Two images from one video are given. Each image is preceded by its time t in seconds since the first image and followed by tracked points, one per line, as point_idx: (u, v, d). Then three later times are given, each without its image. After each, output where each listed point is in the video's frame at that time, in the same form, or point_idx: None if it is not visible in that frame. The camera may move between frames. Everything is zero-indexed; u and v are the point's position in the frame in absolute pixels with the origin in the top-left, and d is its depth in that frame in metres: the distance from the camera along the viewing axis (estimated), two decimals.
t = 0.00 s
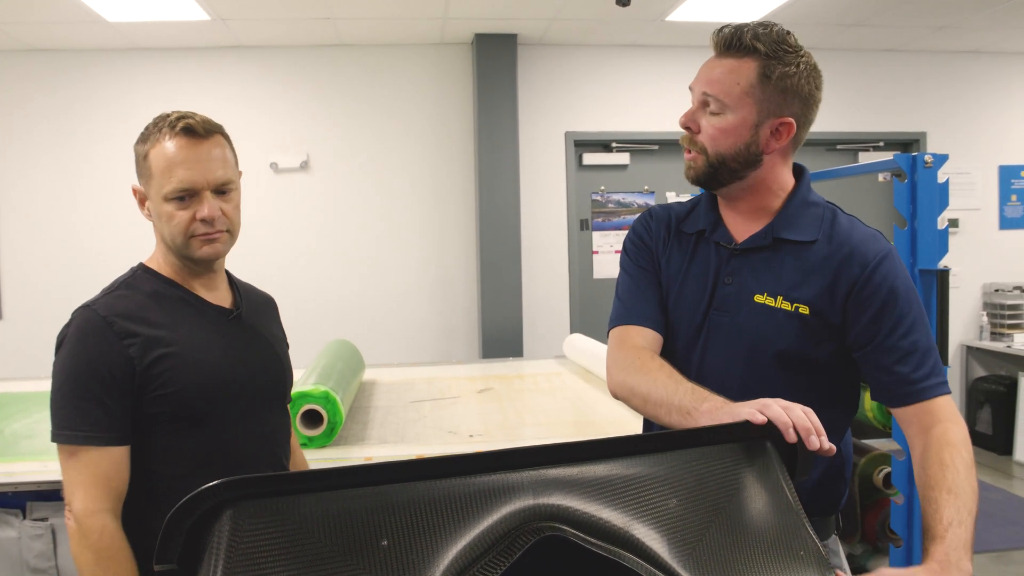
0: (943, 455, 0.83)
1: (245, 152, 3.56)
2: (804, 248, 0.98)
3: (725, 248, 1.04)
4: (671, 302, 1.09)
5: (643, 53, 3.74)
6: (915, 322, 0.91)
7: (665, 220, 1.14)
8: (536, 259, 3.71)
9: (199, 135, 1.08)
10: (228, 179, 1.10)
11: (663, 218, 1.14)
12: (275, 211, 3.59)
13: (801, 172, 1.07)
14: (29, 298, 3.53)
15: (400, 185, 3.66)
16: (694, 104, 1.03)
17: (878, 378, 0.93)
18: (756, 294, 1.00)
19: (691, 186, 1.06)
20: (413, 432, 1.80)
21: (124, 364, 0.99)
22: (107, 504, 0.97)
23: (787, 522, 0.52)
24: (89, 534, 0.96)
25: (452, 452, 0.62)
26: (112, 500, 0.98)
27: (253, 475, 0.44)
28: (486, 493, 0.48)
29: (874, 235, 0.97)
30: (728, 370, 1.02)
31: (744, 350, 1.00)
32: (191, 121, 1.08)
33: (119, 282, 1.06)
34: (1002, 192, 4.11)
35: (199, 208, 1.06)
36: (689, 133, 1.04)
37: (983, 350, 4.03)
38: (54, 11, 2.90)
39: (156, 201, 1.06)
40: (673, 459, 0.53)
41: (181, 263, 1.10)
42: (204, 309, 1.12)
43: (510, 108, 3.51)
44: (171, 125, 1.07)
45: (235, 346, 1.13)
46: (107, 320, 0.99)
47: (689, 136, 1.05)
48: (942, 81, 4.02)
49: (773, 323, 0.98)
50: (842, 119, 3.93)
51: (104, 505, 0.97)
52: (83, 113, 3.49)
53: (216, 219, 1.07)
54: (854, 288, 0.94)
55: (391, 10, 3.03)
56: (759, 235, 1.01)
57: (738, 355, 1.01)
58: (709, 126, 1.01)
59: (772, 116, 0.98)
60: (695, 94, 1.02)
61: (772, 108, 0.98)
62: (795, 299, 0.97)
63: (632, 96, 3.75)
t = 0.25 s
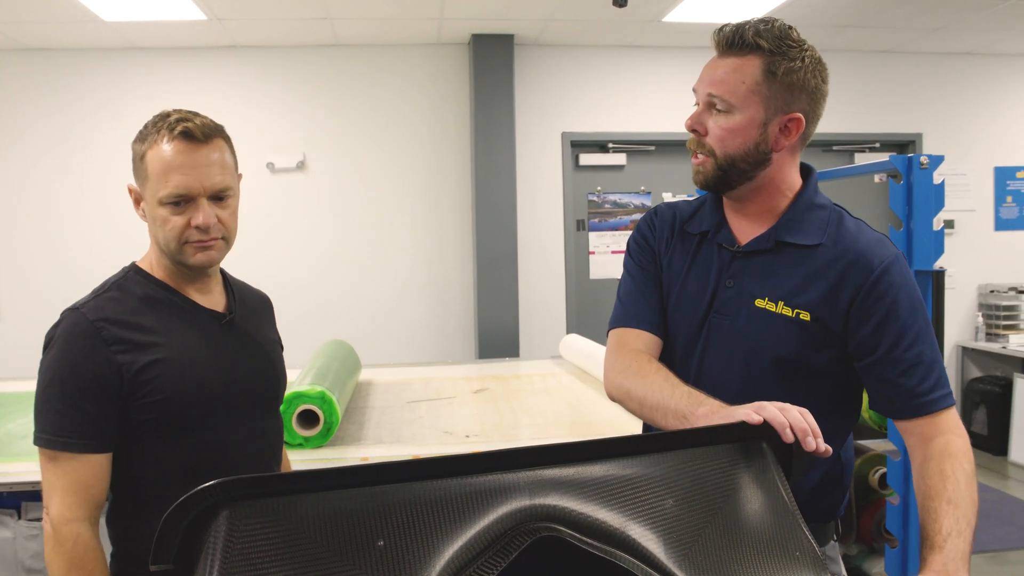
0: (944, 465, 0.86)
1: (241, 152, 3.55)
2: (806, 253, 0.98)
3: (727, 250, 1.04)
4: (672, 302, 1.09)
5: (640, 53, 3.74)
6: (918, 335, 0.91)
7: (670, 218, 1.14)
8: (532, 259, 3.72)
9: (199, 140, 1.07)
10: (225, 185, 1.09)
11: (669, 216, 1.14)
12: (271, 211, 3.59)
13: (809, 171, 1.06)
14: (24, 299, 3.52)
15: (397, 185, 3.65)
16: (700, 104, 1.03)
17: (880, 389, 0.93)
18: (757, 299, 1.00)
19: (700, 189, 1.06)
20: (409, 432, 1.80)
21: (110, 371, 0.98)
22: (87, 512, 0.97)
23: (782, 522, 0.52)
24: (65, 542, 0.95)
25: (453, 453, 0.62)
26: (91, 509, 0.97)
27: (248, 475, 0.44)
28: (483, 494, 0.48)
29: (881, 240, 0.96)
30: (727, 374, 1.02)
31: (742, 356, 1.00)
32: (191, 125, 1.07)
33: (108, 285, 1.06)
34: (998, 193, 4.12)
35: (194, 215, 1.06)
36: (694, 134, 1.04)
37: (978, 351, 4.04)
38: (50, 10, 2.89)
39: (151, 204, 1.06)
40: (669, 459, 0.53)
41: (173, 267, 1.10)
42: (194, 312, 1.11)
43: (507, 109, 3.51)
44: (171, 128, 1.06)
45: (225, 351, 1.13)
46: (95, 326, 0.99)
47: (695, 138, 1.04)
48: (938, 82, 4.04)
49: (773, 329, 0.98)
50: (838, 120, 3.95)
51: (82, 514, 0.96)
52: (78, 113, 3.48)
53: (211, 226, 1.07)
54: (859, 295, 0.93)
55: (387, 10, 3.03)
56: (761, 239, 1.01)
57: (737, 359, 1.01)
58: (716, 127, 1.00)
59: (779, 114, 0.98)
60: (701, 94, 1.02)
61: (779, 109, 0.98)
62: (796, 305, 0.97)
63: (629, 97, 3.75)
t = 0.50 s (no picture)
0: (943, 468, 0.86)
1: (236, 152, 3.54)
2: (809, 255, 0.98)
3: (729, 251, 1.04)
4: (672, 304, 1.09)
5: (635, 54, 3.74)
6: (922, 339, 0.91)
7: (671, 218, 1.14)
8: (528, 260, 3.72)
9: (194, 148, 1.06)
10: (220, 195, 1.08)
11: (670, 216, 1.14)
12: (266, 211, 3.58)
13: (812, 174, 1.06)
14: (17, 299, 3.50)
15: (392, 185, 3.65)
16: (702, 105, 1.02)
17: (883, 392, 0.93)
18: (760, 300, 1.00)
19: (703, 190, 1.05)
20: (405, 432, 1.80)
21: (104, 375, 0.98)
22: (83, 517, 0.96)
23: (777, 522, 0.52)
24: (64, 548, 0.94)
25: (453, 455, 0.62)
26: (88, 514, 0.96)
27: (242, 476, 0.44)
28: (479, 493, 0.48)
29: (884, 243, 0.96)
30: (728, 376, 1.02)
31: (745, 357, 1.00)
32: (188, 130, 1.06)
33: (102, 288, 1.05)
34: (992, 194, 4.14)
35: (188, 224, 1.05)
36: (696, 136, 1.03)
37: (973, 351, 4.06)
38: (45, 9, 2.87)
39: (145, 211, 1.05)
40: (664, 459, 0.53)
41: (167, 275, 1.09)
42: (188, 316, 1.11)
43: (502, 109, 3.52)
44: (168, 133, 1.05)
45: (221, 353, 1.13)
46: (88, 331, 0.99)
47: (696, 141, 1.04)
48: (932, 83, 4.05)
49: (776, 331, 0.98)
50: (833, 121, 3.96)
51: (79, 518, 0.95)
52: (72, 112, 3.46)
53: (205, 237, 1.06)
54: (863, 298, 0.93)
55: (383, 10, 3.02)
56: (765, 240, 1.01)
57: (738, 361, 1.01)
58: (719, 129, 1.00)
59: (781, 111, 0.99)
60: (702, 96, 1.02)
61: (780, 106, 0.98)
62: (799, 308, 0.97)
63: (624, 97, 3.75)
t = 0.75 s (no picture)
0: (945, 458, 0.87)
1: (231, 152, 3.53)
2: (811, 251, 0.98)
3: (730, 247, 1.04)
4: (669, 304, 1.09)
5: (631, 53, 3.75)
6: (926, 333, 0.92)
7: (668, 217, 1.14)
8: (524, 260, 3.72)
9: (200, 147, 1.06)
10: (224, 195, 1.08)
11: (668, 216, 1.14)
12: (261, 211, 3.58)
13: (811, 171, 1.07)
14: (11, 300, 3.49)
15: (388, 185, 3.65)
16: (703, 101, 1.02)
17: (888, 388, 0.94)
18: (763, 297, 1.00)
19: (704, 187, 1.05)
20: (401, 432, 1.80)
21: (113, 373, 0.98)
22: (96, 515, 0.96)
23: (771, 519, 0.52)
24: (79, 547, 0.94)
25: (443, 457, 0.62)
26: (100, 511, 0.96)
27: (240, 475, 0.43)
28: (474, 493, 0.48)
29: (886, 238, 0.97)
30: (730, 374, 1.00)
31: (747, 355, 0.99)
32: (194, 130, 1.06)
33: (106, 287, 1.05)
34: (987, 193, 4.15)
35: (190, 224, 1.05)
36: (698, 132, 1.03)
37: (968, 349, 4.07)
38: (39, 9, 2.86)
39: (148, 209, 1.05)
40: (659, 457, 0.53)
41: (168, 275, 1.09)
42: (192, 316, 1.11)
43: (498, 109, 3.52)
44: (173, 132, 1.05)
45: (222, 353, 1.13)
46: (95, 329, 0.98)
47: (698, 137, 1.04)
48: (927, 82, 4.06)
49: (780, 327, 0.98)
50: (828, 120, 3.97)
51: (92, 516, 0.95)
52: (65, 113, 3.45)
53: (208, 237, 1.06)
54: (868, 293, 0.94)
55: (379, 10, 3.02)
56: (766, 236, 1.01)
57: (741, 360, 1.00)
58: (719, 124, 1.00)
59: (782, 106, 0.99)
60: (704, 92, 1.01)
61: (782, 102, 0.99)
62: (802, 304, 0.97)
63: (620, 97, 3.76)
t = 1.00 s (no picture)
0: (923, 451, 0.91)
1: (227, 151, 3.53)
2: (813, 249, 0.98)
3: (731, 245, 1.04)
4: (668, 302, 1.08)
5: (628, 53, 3.75)
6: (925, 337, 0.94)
7: (669, 216, 1.14)
8: (520, 259, 3.72)
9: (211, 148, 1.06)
10: (234, 198, 1.08)
11: (669, 215, 1.14)
12: (257, 211, 3.57)
13: (813, 169, 1.08)
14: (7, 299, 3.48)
15: (384, 185, 3.65)
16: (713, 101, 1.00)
17: (887, 388, 0.95)
18: (765, 294, 0.99)
19: (717, 185, 1.03)
20: (397, 432, 1.80)
21: (125, 365, 0.98)
22: (108, 504, 0.95)
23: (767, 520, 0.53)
24: (93, 536, 0.92)
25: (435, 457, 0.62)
26: (112, 500, 0.95)
27: (236, 474, 0.43)
28: (470, 492, 0.48)
29: (888, 239, 0.98)
30: (733, 370, 0.99)
31: (751, 352, 0.98)
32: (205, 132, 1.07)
33: (116, 284, 1.05)
34: (982, 192, 4.16)
35: (202, 223, 1.05)
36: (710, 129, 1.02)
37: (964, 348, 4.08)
38: (35, 7, 2.85)
39: (160, 208, 1.05)
40: (655, 457, 0.53)
41: (179, 272, 1.09)
42: (201, 313, 1.11)
43: (494, 108, 3.51)
44: (185, 133, 1.06)
45: (228, 349, 1.12)
46: (108, 324, 0.98)
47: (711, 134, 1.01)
48: (923, 82, 4.07)
49: (783, 324, 0.97)
50: (824, 120, 3.97)
51: (104, 504, 0.94)
52: (60, 112, 3.44)
53: (219, 236, 1.06)
54: (871, 292, 0.94)
55: (375, 10, 3.02)
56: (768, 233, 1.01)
57: (743, 358, 0.99)
58: (732, 119, 0.98)
59: (790, 103, 1.00)
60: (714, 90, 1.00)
61: (791, 99, 1.00)
62: (804, 301, 0.97)
63: (617, 96, 3.76)
